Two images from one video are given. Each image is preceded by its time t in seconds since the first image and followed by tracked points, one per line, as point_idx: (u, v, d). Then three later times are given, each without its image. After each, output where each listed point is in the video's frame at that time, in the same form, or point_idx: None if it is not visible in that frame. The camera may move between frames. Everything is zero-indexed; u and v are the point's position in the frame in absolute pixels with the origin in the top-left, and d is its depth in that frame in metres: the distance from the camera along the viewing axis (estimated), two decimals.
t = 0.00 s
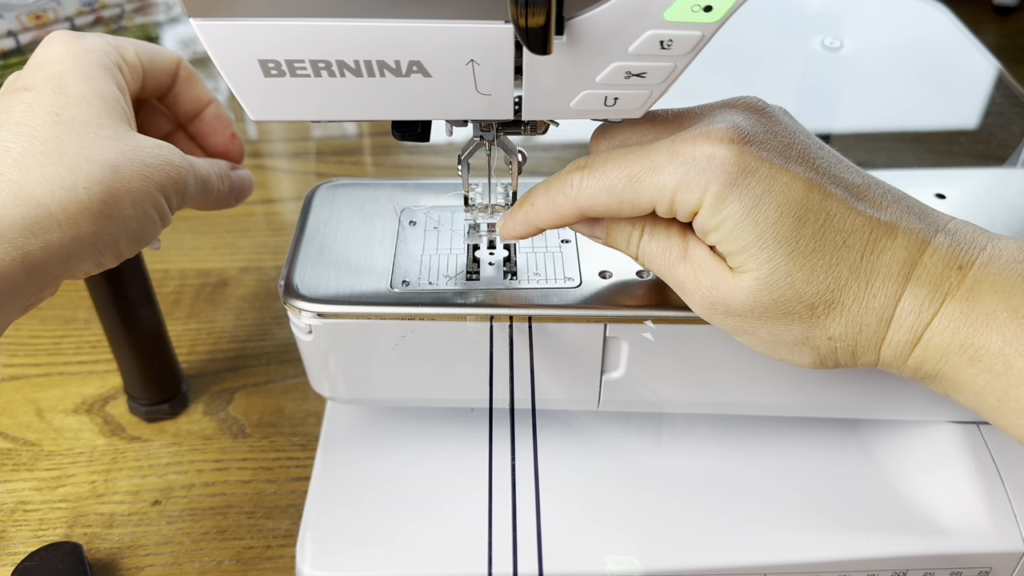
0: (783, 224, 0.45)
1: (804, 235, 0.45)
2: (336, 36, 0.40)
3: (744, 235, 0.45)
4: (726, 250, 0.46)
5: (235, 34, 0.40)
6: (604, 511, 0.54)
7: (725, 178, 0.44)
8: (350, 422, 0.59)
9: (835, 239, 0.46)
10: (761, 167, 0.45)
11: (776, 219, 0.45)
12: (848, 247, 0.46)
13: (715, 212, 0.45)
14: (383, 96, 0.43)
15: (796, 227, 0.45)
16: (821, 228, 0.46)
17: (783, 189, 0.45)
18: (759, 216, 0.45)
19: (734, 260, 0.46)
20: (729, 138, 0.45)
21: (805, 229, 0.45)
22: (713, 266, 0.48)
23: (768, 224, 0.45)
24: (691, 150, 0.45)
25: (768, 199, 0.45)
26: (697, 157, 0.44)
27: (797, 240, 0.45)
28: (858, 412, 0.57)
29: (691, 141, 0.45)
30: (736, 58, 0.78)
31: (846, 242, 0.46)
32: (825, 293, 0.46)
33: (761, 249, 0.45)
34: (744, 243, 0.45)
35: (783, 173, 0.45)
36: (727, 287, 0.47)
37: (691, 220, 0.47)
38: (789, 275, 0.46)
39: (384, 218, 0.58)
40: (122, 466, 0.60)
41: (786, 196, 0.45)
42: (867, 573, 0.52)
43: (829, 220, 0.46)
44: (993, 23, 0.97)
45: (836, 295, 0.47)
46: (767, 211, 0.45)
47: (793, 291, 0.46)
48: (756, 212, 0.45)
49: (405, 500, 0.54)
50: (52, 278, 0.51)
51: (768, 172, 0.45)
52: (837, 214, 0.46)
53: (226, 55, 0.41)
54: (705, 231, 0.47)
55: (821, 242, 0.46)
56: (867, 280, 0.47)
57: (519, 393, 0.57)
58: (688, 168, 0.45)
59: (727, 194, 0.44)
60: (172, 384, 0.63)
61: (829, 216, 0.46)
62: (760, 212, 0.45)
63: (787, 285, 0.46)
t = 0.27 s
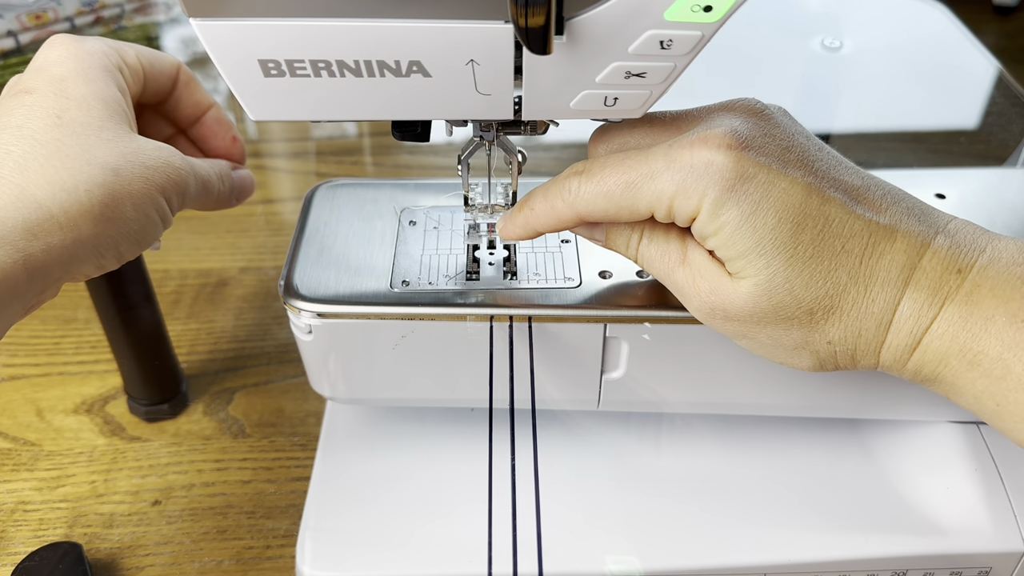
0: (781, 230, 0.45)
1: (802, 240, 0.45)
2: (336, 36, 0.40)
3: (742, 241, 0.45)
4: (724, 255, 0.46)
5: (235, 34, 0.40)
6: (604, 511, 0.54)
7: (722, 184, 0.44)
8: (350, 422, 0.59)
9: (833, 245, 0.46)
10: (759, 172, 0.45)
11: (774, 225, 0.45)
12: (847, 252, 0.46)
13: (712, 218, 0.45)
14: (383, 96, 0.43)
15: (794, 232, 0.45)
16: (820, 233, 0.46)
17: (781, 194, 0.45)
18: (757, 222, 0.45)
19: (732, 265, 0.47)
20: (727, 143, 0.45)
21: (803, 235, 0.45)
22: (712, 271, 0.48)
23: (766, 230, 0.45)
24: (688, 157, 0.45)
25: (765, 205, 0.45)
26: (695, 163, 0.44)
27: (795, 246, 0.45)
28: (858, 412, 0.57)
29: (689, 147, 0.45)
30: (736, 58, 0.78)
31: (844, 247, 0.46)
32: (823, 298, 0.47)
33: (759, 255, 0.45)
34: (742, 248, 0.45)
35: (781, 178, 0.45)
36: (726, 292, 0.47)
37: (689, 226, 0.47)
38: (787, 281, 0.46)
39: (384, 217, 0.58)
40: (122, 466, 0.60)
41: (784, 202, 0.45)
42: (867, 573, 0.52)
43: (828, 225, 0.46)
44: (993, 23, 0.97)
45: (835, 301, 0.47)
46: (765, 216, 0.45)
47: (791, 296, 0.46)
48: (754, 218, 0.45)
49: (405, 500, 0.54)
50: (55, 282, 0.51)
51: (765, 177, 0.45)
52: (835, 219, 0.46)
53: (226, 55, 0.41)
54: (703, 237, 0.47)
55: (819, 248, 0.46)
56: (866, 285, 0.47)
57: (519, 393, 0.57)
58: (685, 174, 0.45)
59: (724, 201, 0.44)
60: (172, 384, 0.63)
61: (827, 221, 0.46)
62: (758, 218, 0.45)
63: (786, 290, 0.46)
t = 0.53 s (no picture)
0: (778, 233, 0.45)
1: (800, 244, 0.45)
2: (337, 37, 0.40)
3: (739, 244, 0.45)
4: (721, 258, 0.46)
5: (235, 34, 0.40)
6: (604, 511, 0.54)
7: (719, 187, 0.44)
8: (350, 422, 0.59)
9: (831, 249, 0.46)
10: (756, 176, 0.45)
11: (771, 228, 0.45)
12: (845, 256, 0.46)
13: (708, 221, 0.45)
14: (384, 96, 0.43)
15: (791, 236, 0.45)
16: (817, 237, 0.46)
17: (779, 198, 0.45)
18: (754, 225, 0.45)
19: (729, 269, 0.47)
20: (725, 147, 0.45)
21: (801, 239, 0.45)
22: (710, 275, 0.48)
23: (763, 233, 0.45)
24: (686, 158, 0.45)
25: (763, 208, 0.45)
26: (692, 165, 0.45)
27: (792, 249, 0.45)
28: (858, 412, 0.57)
29: (687, 149, 0.45)
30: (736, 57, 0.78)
31: (842, 252, 0.46)
32: (821, 302, 0.47)
33: (757, 259, 0.45)
34: (739, 252, 0.45)
35: (779, 181, 0.45)
36: (723, 296, 0.47)
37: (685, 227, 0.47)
38: (785, 285, 0.46)
39: (384, 217, 0.58)
40: (122, 466, 0.60)
41: (782, 205, 0.45)
42: (867, 573, 0.52)
43: (825, 229, 0.46)
44: (993, 23, 0.97)
45: (833, 306, 0.47)
46: (762, 219, 0.45)
47: (789, 300, 0.46)
48: (751, 221, 0.45)
49: (405, 501, 0.54)
50: (56, 283, 0.51)
51: (763, 181, 0.45)
52: (833, 223, 0.46)
53: (226, 55, 0.41)
54: (699, 239, 0.47)
55: (817, 252, 0.46)
56: (864, 290, 0.46)
57: (519, 393, 0.57)
58: (681, 176, 0.45)
59: (720, 204, 0.45)
60: (172, 384, 0.63)
61: (824, 225, 0.46)
62: (756, 221, 0.45)
63: (783, 294, 0.46)
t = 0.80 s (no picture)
0: (807, 255, 0.43)
1: (829, 269, 0.44)
2: (337, 37, 0.40)
3: (765, 264, 0.43)
4: (741, 280, 0.45)
5: (236, 34, 0.40)
6: (604, 512, 0.54)
7: (744, 201, 0.43)
8: (350, 422, 0.59)
9: (860, 276, 0.44)
10: (786, 193, 0.43)
11: (799, 250, 0.43)
12: (875, 282, 0.44)
13: (732, 234, 0.44)
14: (384, 96, 0.43)
15: (821, 259, 0.43)
16: (847, 262, 0.44)
17: (808, 218, 0.44)
18: (782, 243, 0.43)
19: (751, 293, 0.45)
20: (753, 159, 0.44)
21: (830, 262, 0.44)
22: (730, 300, 0.46)
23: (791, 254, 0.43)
24: (712, 170, 0.44)
25: (792, 228, 0.43)
26: (719, 176, 0.43)
27: (822, 274, 0.43)
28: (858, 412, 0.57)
29: (715, 160, 0.44)
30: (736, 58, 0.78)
31: (872, 277, 0.44)
32: (850, 330, 0.44)
33: (785, 281, 0.43)
34: (763, 275, 0.44)
35: (808, 202, 0.44)
36: (744, 322, 0.45)
37: (707, 244, 0.46)
38: (812, 311, 0.44)
39: (384, 217, 0.58)
40: (122, 466, 0.60)
41: (811, 226, 0.43)
42: (867, 574, 0.52)
43: (855, 253, 0.44)
44: (993, 23, 0.97)
45: (862, 335, 0.45)
46: (790, 240, 0.43)
47: (817, 328, 0.44)
48: (778, 239, 0.43)
49: (405, 501, 0.54)
50: (60, 286, 0.51)
51: (792, 200, 0.44)
52: (863, 247, 0.44)
53: (228, 55, 0.41)
54: (720, 258, 0.45)
55: (846, 278, 0.44)
56: (894, 318, 0.45)
57: (519, 393, 0.57)
58: (706, 185, 0.43)
59: (747, 216, 0.43)
60: (172, 384, 0.63)
61: (855, 249, 0.44)
62: (783, 241, 0.43)
63: (810, 321, 0.44)
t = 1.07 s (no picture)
0: (757, 247, 0.44)
1: (783, 261, 0.45)
2: (337, 37, 0.40)
3: (719, 261, 0.45)
4: (700, 279, 0.46)
5: (236, 34, 0.40)
6: (604, 512, 0.54)
7: (692, 203, 0.45)
8: (350, 422, 0.59)
9: (815, 268, 0.45)
10: (732, 193, 0.45)
11: (749, 243, 0.44)
12: (832, 273, 0.45)
13: (685, 237, 0.45)
14: (384, 96, 0.43)
15: (772, 252, 0.45)
16: (800, 254, 0.45)
17: (757, 214, 0.45)
18: (733, 239, 0.45)
19: (710, 289, 0.46)
20: (701, 165, 0.46)
21: (783, 254, 0.45)
22: (694, 299, 0.47)
23: (741, 248, 0.44)
24: (661, 178, 0.46)
25: (742, 224, 0.45)
26: (667, 183, 0.45)
27: (775, 265, 0.45)
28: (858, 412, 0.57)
29: (664, 168, 0.46)
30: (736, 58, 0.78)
31: (827, 268, 0.45)
32: (811, 321, 0.45)
33: (737, 275, 0.45)
34: (719, 270, 0.45)
35: (758, 198, 0.45)
36: (710, 319, 0.46)
37: (668, 250, 0.47)
38: (770, 304, 0.45)
39: (384, 217, 0.58)
40: (122, 466, 0.60)
41: (760, 222, 0.45)
42: (867, 573, 0.52)
43: (808, 245, 0.45)
44: (993, 23, 0.97)
45: (823, 325, 0.45)
46: (739, 235, 0.45)
47: (777, 320, 0.45)
48: (729, 236, 0.45)
49: (405, 501, 0.54)
50: (64, 285, 0.51)
51: (739, 197, 0.45)
52: (816, 239, 0.45)
53: (227, 55, 0.41)
54: (680, 261, 0.47)
55: (801, 269, 0.45)
56: (857, 308, 0.45)
57: (519, 393, 0.57)
58: (657, 194, 0.45)
59: (696, 220, 0.45)
60: (172, 384, 0.63)
61: (806, 241, 0.45)
62: (735, 239, 0.44)
63: (771, 314, 0.45)
